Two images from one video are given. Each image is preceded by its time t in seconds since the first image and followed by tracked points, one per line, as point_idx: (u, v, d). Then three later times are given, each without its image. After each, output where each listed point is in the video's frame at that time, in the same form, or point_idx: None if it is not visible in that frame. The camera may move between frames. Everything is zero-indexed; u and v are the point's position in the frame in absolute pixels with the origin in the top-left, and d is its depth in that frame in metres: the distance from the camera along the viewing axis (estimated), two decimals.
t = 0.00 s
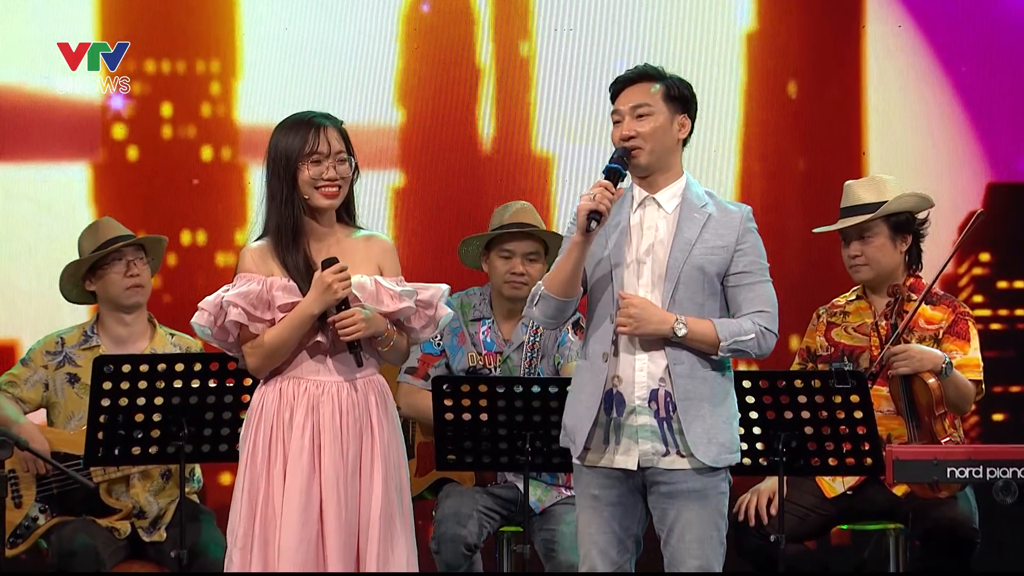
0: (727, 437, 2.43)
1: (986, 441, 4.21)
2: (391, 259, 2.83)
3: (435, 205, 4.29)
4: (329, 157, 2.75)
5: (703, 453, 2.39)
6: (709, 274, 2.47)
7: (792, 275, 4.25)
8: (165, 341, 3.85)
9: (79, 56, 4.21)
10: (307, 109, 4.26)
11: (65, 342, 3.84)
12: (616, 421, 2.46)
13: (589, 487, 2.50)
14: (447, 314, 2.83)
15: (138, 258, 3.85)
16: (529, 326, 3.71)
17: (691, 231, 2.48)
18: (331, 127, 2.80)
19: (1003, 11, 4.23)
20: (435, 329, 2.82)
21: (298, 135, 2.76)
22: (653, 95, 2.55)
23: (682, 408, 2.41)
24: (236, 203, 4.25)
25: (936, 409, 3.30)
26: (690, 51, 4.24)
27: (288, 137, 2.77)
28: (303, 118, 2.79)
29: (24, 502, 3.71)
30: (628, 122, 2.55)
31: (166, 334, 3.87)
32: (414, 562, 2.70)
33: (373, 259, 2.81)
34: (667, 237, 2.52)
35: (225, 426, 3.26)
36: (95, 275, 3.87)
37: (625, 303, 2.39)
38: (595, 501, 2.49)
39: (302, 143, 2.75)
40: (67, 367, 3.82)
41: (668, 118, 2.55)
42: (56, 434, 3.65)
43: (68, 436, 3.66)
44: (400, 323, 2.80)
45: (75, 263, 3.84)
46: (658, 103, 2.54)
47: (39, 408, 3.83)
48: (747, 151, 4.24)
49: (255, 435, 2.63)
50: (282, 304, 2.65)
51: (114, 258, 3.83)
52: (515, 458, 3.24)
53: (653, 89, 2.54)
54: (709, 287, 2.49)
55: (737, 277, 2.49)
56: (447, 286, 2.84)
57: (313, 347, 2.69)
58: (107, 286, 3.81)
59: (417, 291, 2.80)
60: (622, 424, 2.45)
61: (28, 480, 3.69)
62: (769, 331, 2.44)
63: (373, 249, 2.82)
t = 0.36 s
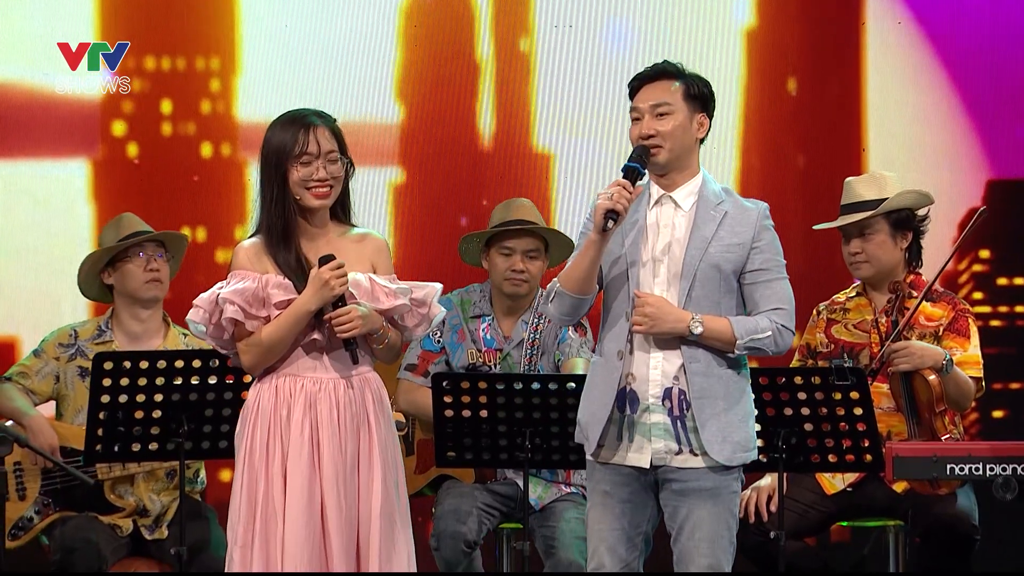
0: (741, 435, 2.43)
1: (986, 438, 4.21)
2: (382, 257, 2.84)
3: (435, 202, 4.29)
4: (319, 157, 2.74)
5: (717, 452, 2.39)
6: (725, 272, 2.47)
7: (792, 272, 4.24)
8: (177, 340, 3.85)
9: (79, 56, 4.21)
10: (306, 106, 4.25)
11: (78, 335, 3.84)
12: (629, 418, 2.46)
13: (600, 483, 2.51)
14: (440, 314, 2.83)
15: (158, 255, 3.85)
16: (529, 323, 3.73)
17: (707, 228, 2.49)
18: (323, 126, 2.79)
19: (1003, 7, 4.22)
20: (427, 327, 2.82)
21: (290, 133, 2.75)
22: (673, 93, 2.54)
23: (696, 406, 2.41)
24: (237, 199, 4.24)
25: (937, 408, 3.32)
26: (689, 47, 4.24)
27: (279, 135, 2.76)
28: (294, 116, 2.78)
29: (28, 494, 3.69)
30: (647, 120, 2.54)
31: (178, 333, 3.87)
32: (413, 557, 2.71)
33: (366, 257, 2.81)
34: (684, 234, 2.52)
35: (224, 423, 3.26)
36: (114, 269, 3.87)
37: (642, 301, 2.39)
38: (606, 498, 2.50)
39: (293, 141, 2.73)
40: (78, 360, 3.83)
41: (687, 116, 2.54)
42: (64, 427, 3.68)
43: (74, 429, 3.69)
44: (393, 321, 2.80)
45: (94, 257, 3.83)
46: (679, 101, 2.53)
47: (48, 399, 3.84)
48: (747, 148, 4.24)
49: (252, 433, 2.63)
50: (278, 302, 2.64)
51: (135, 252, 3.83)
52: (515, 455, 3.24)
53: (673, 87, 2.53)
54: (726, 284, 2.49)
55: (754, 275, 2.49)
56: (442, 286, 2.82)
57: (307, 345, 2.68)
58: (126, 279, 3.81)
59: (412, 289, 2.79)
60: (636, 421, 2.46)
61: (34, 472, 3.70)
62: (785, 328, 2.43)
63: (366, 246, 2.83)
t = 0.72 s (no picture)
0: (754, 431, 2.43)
1: (985, 434, 4.21)
2: (376, 251, 2.83)
3: (434, 198, 4.29)
4: (302, 159, 2.73)
5: (731, 449, 2.40)
6: (738, 267, 2.48)
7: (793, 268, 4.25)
8: (173, 334, 3.85)
9: (78, 55, 4.20)
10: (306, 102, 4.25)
11: (74, 332, 3.84)
12: (641, 414, 2.47)
13: (609, 479, 2.51)
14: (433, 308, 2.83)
15: (154, 251, 3.86)
16: (530, 320, 3.73)
17: (719, 223, 2.50)
18: (307, 124, 2.76)
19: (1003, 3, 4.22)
20: (422, 321, 2.82)
21: (274, 132, 2.74)
22: (682, 89, 2.53)
23: (710, 402, 2.42)
24: (237, 194, 4.24)
25: (938, 403, 3.31)
26: (689, 43, 4.24)
27: (264, 133, 2.75)
28: (280, 114, 2.77)
29: (28, 490, 3.67)
30: (657, 116, 2.53)
31: (174, 328, 3.87)
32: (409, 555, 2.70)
33: (358, 253, 2.80)
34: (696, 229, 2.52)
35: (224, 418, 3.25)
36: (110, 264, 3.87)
37: (670, 278, 2.37)
38: (615, 493, 2.50)
39: (276, 141, 2.72)
40: (74, 356, 3.82)
41: (697, 113, 2.53)
42: (62, 423, 3.68)
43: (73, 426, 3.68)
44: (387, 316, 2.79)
45: (91, 250, 3.83)
46: (688, 98, 2.52)
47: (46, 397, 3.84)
48: (746, 144, 4.24)
49: (246, 432, 2.63)
50: (267, 304, 2.64)
51: (132, 248, 3.83)
52: (515, 451, 3.25)
53: (682, 83, 2.52)
54: (739, 279, 2.49)
55: (766, 268, 2.50)
56: (435, 278, 2.83)
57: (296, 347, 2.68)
58: (122, 274, 3.80)
59: (404, 283, 2.80)
60: (648, 418, 2.46)
61: (33, 468, 3.68)
62: (801, 321, 2.44)
63: (361, 241, 2.82)
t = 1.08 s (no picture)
0: (759, 431, 2.43)
1: (986, 433, 4.21)
2: (382, 250, 2.83)
3: (435, 197, 4.29)
4: (305, 153, 2.73)
5: (738, 451, 2.40)
6: (744, 269, 2.48)
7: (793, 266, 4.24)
8: (157, 330, 3.86)
9: (79, 56, 4.20)
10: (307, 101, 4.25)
11: (58, 336, 3.85)
12: (646, 417, 2.46)
13: (614, 479, 2.52)
14: (439, 306, 2.82)
15: (131, 249, 3.86)
16: (533, 320, 3.74)
17: (724, 225, 2.50)
18: (311, 119, 2.77)
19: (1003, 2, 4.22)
20: (427, 319, 2.81)
21: (278, 128, 2.75)
22: (683, 94, 2.51)
23: (717, 404, 2.42)
24: (237, 193, 4.24)
25: (940, 401, 3.34)
26: (689, 43, 4.24)
27: (268, 130, 2.76)
28: (285, 111, 2.78)
29: (24, 494, 3.68)
30: (659, 122, 2.51)
31: (158, 323, 3.88)
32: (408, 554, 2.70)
33: (366, 251, 2.81)
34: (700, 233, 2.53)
35: (225, 417, 3.25)
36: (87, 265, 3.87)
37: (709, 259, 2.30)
38: (620, 492, 2.52)
39: (280, 136, 2.73)
40: (60, 360, 3.83)
41: (699, 116, 2.52)
42: (53, 426, 3.67)
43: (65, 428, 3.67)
44: (392, 313, 2.79)
45: (67, 254, 3.83)
46: (690, 103, 2.50)
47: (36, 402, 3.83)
48: (748, 142, 4.23)
49: (244, 429, 2.64)
50: (268, 297, 2.65)
51: (107, 247, 3.84)
52: (517, 450, 3.25)
53: (684, 87, 2.50)
54: (745, 281, 2.49)
55: (771, 270, 2.50)
56: (441, 277, 2.82)
57: (299, 340, 2.69)
58: (100, 275, 3.82)
59: (409, 281, 2.79)
60: (653, 420, 2.46)
61: (28, 472, 3.69)
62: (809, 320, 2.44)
63: (365, 239, 2.82)
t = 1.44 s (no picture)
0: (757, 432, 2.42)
1: (986, 433, 4.21)
2: (385, 251, 2.83)
3: (435, 197, 4.29)
4: (306, 153, 2.73)
5: (736, 452, 2.40)
6: (740, 271, 2.48)
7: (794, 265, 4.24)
8: (151, 328, 3.86)
9: (79, 56, 4.20)
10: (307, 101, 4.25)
11: (52, 337, 3.84)
12: (644, 418, 2.46)
13: (612, 480, 2.52)
14: (441, 306, 2.82)
15: (122, 249, 3.86)
16: (533, 320, 3.74)
17: (721, 227, 2.49)
18: (314, 119, 2.77)
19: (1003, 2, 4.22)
20: (430, 319, 2.82)
21: (281, 128, 2.75)
22: (683, 89, 2.52)
23: (715, 406, 2.41)
24: (237, 193, 4.24)
25: (940, 401, 3.33)
26: (689, 42, 4.24)
27: (271, 129, 2.77)
28: (289, 111, 2.78)
29: (22, 496, 3.67)
30: (659, 116, 2.52)
31: (153, 322, 3.89)
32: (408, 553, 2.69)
33: (368, 251, 2.80)
34: (697, 233, 2.52)
35: (225, 418, 3.25)
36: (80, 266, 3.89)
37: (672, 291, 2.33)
38: (618, 493, 2.51)
39: (282, 136, 2.73)
40: (56, 361, 3.83)
41: (699, 112, 2.53)
42: (51, 429, 3.66)
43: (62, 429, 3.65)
44: (394, 313, 2.79)
45: (59, 254, 3.85)
46: (690, 97, 2.51)
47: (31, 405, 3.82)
48: (748, 142, 4.24)
49: (244, 429, 2.64)
50: (268, 295, 2.65)
51: (98, 248, 3.85)
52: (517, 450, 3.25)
53: (684, 83, 2.51)
54: (742, 283, 2.49)
55: (769, 271, 2.49)
56: (443, 277, 2.81)
57: (299, 338, 2.69)
58: (91, 275, 3.83)
59: (410, 281, 2.78)
60: (651, 422, 2.46)
61: (27, 472, 3.68)
62: (804, 324, 2.42)
63: (367, 239, 2.82)
